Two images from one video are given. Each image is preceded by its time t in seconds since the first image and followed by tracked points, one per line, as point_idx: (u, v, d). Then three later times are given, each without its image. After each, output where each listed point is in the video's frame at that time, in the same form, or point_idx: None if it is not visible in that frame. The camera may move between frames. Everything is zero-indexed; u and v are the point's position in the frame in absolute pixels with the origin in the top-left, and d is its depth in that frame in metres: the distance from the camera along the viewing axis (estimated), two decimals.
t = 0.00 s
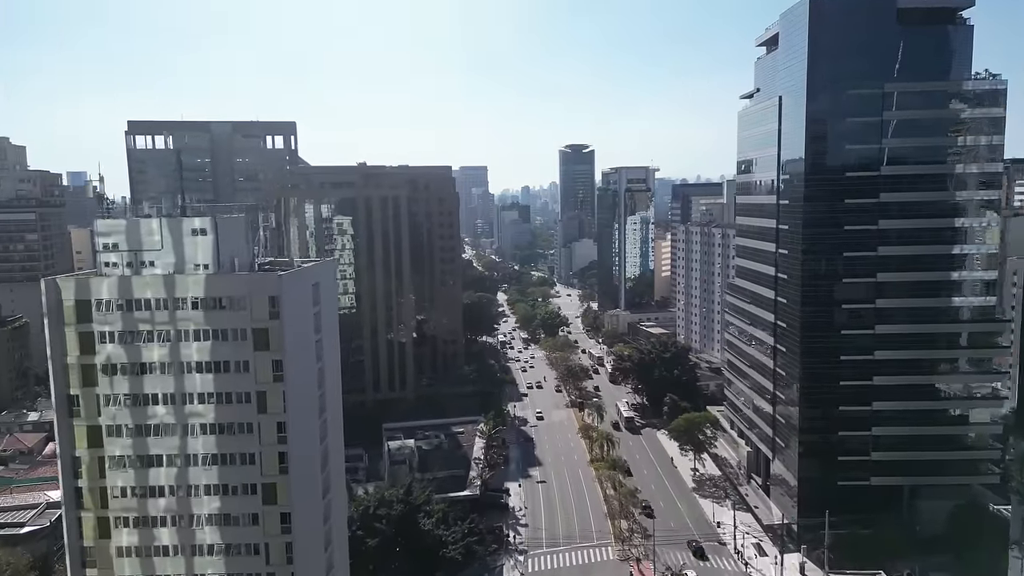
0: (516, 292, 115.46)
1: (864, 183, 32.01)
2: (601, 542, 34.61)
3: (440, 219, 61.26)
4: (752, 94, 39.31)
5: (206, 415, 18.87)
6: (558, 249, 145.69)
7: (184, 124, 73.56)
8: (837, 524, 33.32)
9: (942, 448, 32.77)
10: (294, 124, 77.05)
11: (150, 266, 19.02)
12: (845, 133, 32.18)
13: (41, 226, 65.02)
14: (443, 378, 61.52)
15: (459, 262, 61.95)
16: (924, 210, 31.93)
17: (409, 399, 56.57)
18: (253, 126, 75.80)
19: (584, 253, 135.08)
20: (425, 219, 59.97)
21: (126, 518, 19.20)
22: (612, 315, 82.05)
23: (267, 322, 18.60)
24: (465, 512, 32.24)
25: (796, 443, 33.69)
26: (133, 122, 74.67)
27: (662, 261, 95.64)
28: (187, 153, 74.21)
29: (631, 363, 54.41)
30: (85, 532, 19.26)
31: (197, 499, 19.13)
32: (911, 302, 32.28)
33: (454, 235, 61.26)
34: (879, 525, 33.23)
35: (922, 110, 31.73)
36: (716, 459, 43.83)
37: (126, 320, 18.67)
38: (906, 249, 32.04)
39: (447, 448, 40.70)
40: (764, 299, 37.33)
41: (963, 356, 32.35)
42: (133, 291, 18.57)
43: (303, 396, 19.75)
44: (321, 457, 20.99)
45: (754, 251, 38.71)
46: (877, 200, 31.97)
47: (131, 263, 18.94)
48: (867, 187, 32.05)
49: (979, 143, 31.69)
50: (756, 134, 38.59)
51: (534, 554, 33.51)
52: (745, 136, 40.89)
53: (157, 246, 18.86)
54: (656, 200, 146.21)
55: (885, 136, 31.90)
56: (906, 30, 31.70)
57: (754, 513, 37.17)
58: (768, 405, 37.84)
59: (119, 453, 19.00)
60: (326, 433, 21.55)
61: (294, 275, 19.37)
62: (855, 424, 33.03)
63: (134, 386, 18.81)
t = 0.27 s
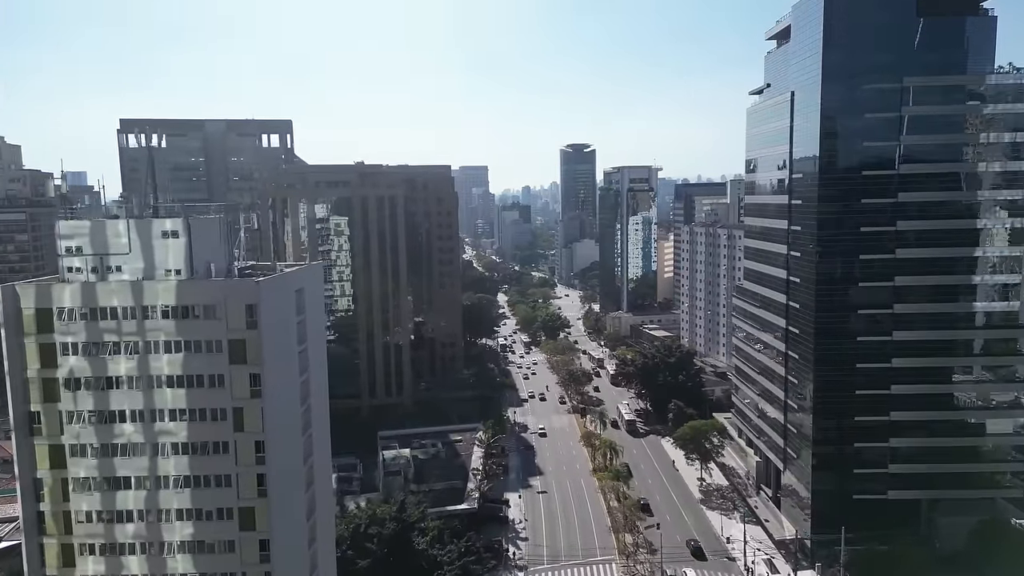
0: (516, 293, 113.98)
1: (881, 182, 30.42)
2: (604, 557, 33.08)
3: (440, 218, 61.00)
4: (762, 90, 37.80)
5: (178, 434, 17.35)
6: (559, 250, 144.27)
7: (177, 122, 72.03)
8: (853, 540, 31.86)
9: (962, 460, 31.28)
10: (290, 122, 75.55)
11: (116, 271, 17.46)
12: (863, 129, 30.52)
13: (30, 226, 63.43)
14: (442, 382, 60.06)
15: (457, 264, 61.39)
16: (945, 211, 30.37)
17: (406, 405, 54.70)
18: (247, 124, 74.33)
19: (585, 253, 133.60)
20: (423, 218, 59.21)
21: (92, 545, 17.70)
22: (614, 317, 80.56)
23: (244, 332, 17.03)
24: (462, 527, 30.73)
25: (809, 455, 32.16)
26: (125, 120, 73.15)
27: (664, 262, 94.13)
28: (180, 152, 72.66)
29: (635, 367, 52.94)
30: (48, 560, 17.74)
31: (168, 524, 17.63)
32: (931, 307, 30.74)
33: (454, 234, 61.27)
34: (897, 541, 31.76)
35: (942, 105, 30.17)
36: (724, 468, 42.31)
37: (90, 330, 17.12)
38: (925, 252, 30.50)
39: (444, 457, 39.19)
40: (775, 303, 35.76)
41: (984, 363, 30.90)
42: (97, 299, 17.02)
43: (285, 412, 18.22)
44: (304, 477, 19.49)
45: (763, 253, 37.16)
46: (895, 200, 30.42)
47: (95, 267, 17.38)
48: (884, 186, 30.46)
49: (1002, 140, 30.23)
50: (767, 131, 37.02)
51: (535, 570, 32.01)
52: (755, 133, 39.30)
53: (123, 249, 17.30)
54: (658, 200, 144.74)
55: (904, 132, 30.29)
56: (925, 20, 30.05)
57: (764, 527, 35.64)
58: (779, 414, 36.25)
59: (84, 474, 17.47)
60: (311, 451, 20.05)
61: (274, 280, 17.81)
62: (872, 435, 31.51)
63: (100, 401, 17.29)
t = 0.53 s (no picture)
0: (516, 294, 112.49)
1: (900, 181, 28.90)
2: (608, 572, 31.51)
3: (438, 220, 60.21)
4: (772, 85, 36.24)
5: (144, 455, 15.85)
6: (560, 250, 142.79)
7: (170, 120, 70.56)
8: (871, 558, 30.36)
9: (985, 474, 29.74)
10: (285, 120, 74.03)
11: (76, 278, 15.95)
12: (881, 126, 29.01)
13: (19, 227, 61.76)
14: (440, 387, 58.54)
15: (455, 265, 60.66)
16: (967, 211, 28.83)
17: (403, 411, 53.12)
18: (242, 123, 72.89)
19: (586, 254, 132.06)
20: (420, 218, 59.30)
21: None
22: (615, 320, 79.00)
23: (215, 345, 15.49)
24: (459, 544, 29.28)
25: (824, 468, 30.61)
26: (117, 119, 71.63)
27: (667, 263, 92.61)
28: (174, 150, 71.16)
29: (638, 373, 51.41)
30: None
31: (134, 555, 16.12)
32: (952, 312, 29.20)
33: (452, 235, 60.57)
34: (915, 559, 30.27)
35: (964, 100, 28.62)
36: (731, 478, 40.76)
37: (48, 342, 15.60)
38: (946, 255, 28.97)
39: (441, 468, 37.68)
40: (787, 308, 34.19)
41: (1006, 372, 29.35)
42: (54, 308, 15.49)
43: (262, 432, 16.69)
44: (284, 501, 17.99)
45: (774, 255, 35.57)
46: (915, 200, 28.90)
47: (53, 273, 15.88)
48: (903, 186, 28.92)
49: None
50: (778, 128, 35.47)
51: None
52: (765, 130, 37.76)
53: (83, 254, 15.80)
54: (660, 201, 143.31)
55: (923, 129, 28.79)
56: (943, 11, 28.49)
57: (775, 542, 34.08)
58: (790, 423, 34.68)
59: (41, 500, 15.95)
60: (292, 472, 18.55)
61: (250, 288, 16.28)
62: (889, 447, 29.98)
63: (60, 420, 15.76)
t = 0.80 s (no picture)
0: (517, 296, 110.83)
1: (920, 181, 27.34)
2: None
3: (436, 220, 58.63)
4: (783, 80, 34.63)
5: (103, 483, 14.34)
6: (561, 251, 141.13)
7: (162, 118, 69.01)
8: None
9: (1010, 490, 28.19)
10: (280, 119, 72.47)
11: (27, 286, 14.39)
12: (902, 122, 27.42)
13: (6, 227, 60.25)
14: (438, 393, 56.98)
15: (455, 266, 59.04)
16: (992, 212, 27.27)
17: (400, 419, 51.31)
18: (237, 121, 71.39)
19: (587, 254, 130.49)
20: (418, 219, 58.09)
21: None
22: (618, 322, 77.35)
23: (181, 361, 13.94)
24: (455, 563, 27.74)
25: (840, 482, 29.02)
26: (109, 117, 70.10)
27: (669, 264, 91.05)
28: (166, 149, 69.59)
29: (642, 378, 49.84)
30: None
31: None
32: (975, 319, 27.63)
33: (450, 236, 58.93)
34: None
35: (989, 95, 27.04)
36: (740, 489, 39.15)
37: None
38: (969, 258, 27.41)
39: (438, 480, 36.14)
40: (800, 313, 32.53)
41: None
42: (3, 320, 13.97)
43: (235, 455, 15.14)
44: (261, 529, 16.48)
45: (787, 258, 33.93)
46: (937, 201, 27.33)
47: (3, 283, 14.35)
48: (925, 185, 27.36)
49: None
50: (789, 125, 33.87)
51: None
52: (772, 128, 36.13)
53: (36, 260, 14.25)
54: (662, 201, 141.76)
55: (946, 126, 27.22)
56: None
57: (787, 559, 32.44)
58: (803, 434, 33.12)
59: None
60: (270, 497, 17.03)
61: (220, 297, 14.73)
62: (909, 460, 28.41)
63: (8, 443, 14.25)
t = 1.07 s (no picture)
0: (517, 297, 109.27)
1: (943, 180, 25.84)
2: None
3: (434, 221, 57.07)
4: (794, 75, 33.12)
5: (51, 516, 12.84)
6: (561, 251, 139.52)
7: (154, 117, 67.52)
8: None
9: None
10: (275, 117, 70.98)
11: None
12: (924, 117, 25.86)
13: None
14: (436, 398, 55.43)
15: (453, 268, 57.53)
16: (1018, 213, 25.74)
17: (396, 426, 49.74)
18: (231, 120, 69.92)
19: (588, 255, 128.95)
20: (415, 220, 56.71)
21: None
22: (619, 323, 75.63)
23: (137, 380, 12.43)
24: None
25: (856, 497, 27.49)
26: (100, 116, 68.61)
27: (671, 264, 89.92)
28: (159, 148, 68.09)
29: (645, 384, 48.34)
30: None
31: None
32: (1001, 326, 26.12)
33: (448, 237, 57.35)
34: None
35: (1016, 89, 25.52)
36: (749, 501, 37.61)
37: None
38: (995, 262, 25.88)
39: (433, 492, 34.62)
40: (814, 319, 30.97)
41: None
42: None
43: (201, 483, 13.63)
44: (234, 562, 14.99)
45: (800, 261, 32.38)
46: (960, 201, 25.81)
47: None
48: (947, 184, 25.84)
49: None
50: (800, 122, 32.34)
51: None
52: (782, 126, 34.63)
53: None
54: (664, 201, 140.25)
55: (970, 121, 25.70)
56: None
57: None
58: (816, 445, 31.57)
59: None
60: (244, 525, 15.53)
61: (184, 306, 13.20)
62: (930, 474, 26.92)
63: None
